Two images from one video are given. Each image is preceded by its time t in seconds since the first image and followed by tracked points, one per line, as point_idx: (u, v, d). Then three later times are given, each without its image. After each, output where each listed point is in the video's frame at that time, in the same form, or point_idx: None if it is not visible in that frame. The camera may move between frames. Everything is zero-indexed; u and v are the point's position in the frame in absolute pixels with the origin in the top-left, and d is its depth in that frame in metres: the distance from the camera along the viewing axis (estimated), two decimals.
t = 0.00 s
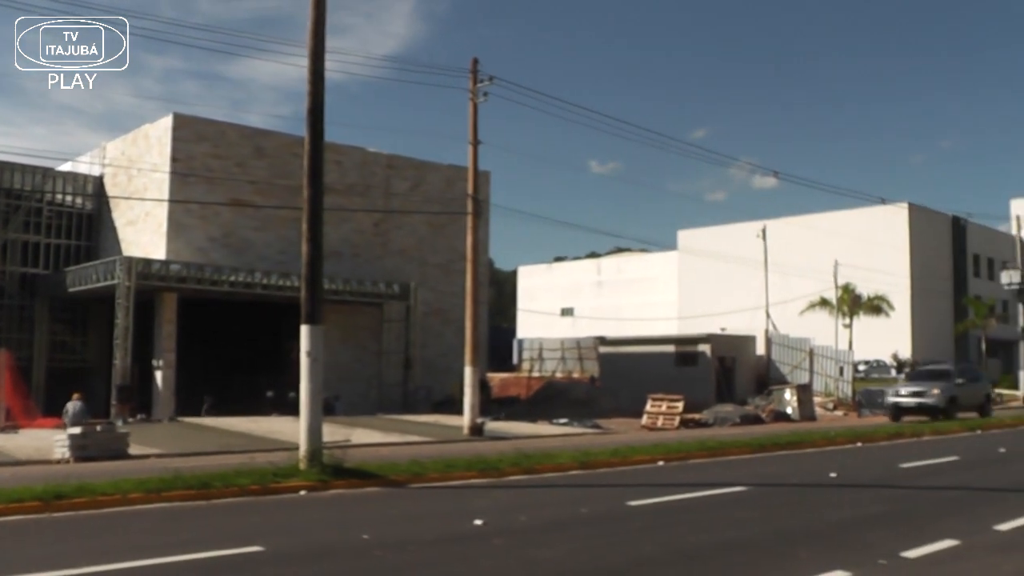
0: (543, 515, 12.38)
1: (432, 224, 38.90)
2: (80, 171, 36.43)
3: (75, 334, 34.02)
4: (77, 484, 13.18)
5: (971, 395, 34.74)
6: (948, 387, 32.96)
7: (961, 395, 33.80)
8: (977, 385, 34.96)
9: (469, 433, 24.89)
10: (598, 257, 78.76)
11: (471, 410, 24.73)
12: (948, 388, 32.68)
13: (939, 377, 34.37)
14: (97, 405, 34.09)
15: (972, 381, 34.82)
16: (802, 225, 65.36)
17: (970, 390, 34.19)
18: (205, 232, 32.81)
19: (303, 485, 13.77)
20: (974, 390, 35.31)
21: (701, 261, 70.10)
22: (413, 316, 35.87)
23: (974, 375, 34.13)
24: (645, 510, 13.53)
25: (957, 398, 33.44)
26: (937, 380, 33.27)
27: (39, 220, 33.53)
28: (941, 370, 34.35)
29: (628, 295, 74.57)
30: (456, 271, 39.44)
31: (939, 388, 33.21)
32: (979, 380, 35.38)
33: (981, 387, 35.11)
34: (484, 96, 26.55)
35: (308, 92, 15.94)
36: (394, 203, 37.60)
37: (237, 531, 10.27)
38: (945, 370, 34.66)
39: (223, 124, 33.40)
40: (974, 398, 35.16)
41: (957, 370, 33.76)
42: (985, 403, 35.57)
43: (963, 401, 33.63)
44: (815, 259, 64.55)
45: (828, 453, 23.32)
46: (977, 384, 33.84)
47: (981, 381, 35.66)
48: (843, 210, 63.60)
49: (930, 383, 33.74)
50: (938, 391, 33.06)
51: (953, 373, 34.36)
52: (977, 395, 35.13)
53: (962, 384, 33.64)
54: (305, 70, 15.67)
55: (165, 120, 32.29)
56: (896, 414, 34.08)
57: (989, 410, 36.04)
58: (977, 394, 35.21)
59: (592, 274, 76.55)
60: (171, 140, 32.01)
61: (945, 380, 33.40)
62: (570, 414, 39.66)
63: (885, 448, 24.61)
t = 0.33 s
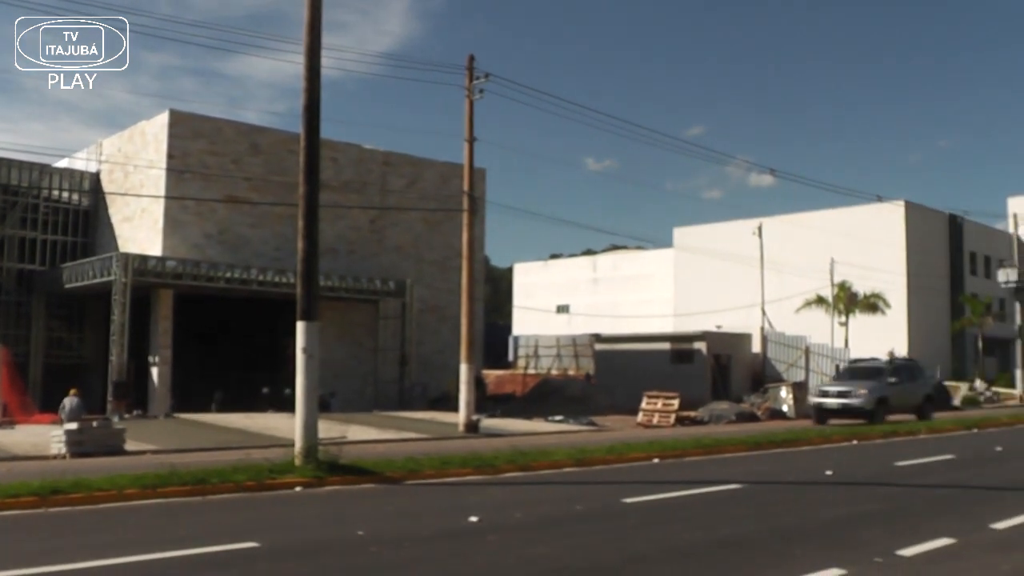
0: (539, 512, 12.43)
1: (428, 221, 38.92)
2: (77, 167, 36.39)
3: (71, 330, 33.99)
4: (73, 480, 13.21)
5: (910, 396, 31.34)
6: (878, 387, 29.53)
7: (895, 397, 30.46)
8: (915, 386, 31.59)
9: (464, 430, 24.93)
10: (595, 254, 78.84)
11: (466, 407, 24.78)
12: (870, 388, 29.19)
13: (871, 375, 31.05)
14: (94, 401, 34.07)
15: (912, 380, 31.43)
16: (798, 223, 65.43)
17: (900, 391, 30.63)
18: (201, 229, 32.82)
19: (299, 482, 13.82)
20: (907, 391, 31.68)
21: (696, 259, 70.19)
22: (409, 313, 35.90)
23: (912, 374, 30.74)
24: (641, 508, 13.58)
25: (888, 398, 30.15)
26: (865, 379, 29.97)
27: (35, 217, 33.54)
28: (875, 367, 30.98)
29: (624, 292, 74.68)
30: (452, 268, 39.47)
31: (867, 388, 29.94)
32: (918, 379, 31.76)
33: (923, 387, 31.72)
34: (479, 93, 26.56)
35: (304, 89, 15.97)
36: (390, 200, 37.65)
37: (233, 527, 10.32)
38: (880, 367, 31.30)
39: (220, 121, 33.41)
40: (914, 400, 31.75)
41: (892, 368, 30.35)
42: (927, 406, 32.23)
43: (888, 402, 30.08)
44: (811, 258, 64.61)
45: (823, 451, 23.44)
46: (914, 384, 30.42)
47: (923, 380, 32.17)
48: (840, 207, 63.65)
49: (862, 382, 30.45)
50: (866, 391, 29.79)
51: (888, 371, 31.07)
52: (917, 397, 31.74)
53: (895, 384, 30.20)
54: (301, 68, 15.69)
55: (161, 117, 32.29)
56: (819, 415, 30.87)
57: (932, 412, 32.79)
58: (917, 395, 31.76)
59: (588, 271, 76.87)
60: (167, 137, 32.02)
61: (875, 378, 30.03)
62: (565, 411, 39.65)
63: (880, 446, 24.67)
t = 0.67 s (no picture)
0: (543, 508, 12.48)
1: (433, 218, 38.95)
2: (84, 163, 36.49)
3: (78, 326, 34.08)
4: (79, 473, 13.29)
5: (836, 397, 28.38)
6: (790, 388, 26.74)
7: (813, 399, 27.56)
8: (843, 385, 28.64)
9: (469, 427, 24.97)
10: (600, 251, 78.82)
11: (471, 403, 24.81)
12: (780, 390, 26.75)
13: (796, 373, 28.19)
14: (100, 396, 34.16)
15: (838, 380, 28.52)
16: (804, 221, 65.39)
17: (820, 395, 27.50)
18: (207, 225, 32.92)
19: (304, 477, 13.88)
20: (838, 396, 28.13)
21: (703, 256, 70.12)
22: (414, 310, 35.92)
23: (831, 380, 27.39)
24: (646, 505, 13.63)
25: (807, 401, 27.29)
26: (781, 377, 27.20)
27: (43, 213, 33.68)
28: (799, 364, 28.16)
29: (629, 290, 74.64)
30: (457, 265, 39.51)
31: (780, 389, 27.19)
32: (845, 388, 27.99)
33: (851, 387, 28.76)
34: (485, 91, 26.58)
35: (309, 85, 15.99)
36: (395, 196, 37.68)
37: (239, 521, 10.39)
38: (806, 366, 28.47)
39: (226, 118, 33.48)
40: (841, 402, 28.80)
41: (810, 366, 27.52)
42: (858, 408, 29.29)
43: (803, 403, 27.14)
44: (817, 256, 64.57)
45: (827, 449, 23.44)
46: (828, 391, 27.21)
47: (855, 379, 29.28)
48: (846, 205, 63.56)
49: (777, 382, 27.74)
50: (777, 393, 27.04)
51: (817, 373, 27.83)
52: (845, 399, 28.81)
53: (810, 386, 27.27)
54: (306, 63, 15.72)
55: (168, 113, 32.36)
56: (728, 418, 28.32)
57: (865, 415, 29.92)
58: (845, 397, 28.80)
59: (594, 269, 76.65)
60: (174, 133, 32.10)
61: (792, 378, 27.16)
62: (569, 409, 39.68)
63: (885, 445, 24.69)
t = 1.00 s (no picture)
0: (580, 505, 12.39)
1: (465, 215, 38.93)
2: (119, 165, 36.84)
3: (115, 326, 34.46)
4: (118, 471, 13.40)
5: (767, 395, 24.36)
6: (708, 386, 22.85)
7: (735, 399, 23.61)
8: (776, 380, 24.61)
9: (504, 424, 24.90)
10: (634, 245, 78.47)
11: (506, 400, 24.75)
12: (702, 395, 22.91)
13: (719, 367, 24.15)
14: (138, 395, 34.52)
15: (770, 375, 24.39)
16: (839, 213, 64.75)
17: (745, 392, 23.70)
18: (242, 225, 33.15)
19: (341, 475, 13.87)
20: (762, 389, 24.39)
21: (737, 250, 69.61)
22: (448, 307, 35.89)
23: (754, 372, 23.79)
24: (684, 501, 13.50)
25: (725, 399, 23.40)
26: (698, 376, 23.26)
27: (78, 215, 34.09)
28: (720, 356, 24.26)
29: (663, 285, 74.21)
30: (490, 262, 39.47)
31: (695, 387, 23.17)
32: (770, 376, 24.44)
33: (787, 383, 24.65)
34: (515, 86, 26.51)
35: (340, 84, 16.00)
36: (426, 194, 37.70)
37: (276, 518, 10.39)
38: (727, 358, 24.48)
39: (258, 118, 33.67)
40: (776, 400, 24.75)
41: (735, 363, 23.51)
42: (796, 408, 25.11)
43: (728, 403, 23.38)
44: (852, 248, 63.89)
45: (868, 444, 23.14)
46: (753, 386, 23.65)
47: (795, 373, 25.15)
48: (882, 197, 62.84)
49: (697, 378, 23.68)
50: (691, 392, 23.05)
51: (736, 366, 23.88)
52: (780, 396, 24.72)
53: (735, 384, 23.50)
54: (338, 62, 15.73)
55: (201, 115, 32.59)
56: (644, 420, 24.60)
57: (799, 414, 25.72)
58: (781, 394, 24.74)
59: (627, 264, 76.21)
60: (207, 134, 32.31)
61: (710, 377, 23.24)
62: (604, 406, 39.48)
63: (928, 440, 24.32)
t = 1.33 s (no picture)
0: (667, 505, 12.11)
1: (547, 213, 38.74)
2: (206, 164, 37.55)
3: (200, 321, 35.13)
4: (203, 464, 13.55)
5: (709, 401, 20.44)
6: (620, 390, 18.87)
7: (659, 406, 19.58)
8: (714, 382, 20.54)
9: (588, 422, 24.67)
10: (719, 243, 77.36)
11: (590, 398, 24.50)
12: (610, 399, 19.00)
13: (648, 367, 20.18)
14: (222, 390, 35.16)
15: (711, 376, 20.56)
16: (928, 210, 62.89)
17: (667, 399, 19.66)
18: (325, 223, 33.50)
19: (425, 472, 13.80)
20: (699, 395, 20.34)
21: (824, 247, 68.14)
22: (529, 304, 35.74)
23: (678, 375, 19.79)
24: (775, 503, 13.11)
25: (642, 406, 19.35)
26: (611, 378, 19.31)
27: (164, 213, 34.87)
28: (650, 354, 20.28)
29: (746, 283, 73.02)
30: (572, 260, 39.21)
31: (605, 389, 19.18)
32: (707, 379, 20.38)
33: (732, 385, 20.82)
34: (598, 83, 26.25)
35: (425, 81, 15.95)
36: (509, 192, 37.64)
37: (359, 513, 10.35)
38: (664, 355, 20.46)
39: (342, 117, 33.97)
40: (719, 407, 20.79)
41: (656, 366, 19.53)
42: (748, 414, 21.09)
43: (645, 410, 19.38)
44: (942, 246, 62.00)
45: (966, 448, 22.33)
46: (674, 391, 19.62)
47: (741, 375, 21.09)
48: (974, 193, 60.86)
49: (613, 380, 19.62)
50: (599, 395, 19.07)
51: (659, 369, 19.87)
52: (722, 401, 20.83)
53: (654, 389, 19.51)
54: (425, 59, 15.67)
55: (286, 114, 33.00)
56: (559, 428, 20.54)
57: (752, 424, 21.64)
58: (726, 397, 20.85)
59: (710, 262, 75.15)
60: (292, 133, 32.70)
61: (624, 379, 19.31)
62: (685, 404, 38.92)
63: None
